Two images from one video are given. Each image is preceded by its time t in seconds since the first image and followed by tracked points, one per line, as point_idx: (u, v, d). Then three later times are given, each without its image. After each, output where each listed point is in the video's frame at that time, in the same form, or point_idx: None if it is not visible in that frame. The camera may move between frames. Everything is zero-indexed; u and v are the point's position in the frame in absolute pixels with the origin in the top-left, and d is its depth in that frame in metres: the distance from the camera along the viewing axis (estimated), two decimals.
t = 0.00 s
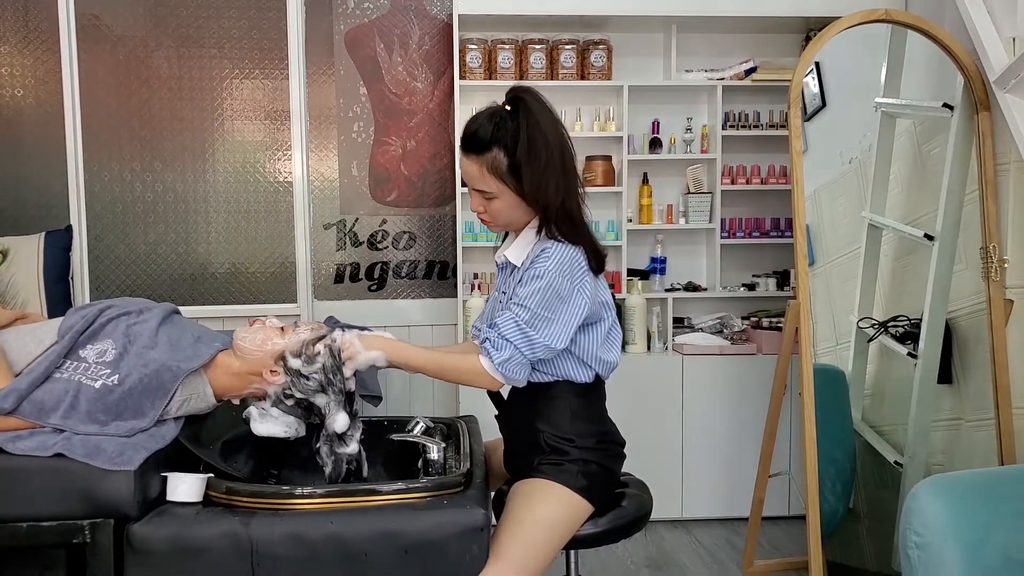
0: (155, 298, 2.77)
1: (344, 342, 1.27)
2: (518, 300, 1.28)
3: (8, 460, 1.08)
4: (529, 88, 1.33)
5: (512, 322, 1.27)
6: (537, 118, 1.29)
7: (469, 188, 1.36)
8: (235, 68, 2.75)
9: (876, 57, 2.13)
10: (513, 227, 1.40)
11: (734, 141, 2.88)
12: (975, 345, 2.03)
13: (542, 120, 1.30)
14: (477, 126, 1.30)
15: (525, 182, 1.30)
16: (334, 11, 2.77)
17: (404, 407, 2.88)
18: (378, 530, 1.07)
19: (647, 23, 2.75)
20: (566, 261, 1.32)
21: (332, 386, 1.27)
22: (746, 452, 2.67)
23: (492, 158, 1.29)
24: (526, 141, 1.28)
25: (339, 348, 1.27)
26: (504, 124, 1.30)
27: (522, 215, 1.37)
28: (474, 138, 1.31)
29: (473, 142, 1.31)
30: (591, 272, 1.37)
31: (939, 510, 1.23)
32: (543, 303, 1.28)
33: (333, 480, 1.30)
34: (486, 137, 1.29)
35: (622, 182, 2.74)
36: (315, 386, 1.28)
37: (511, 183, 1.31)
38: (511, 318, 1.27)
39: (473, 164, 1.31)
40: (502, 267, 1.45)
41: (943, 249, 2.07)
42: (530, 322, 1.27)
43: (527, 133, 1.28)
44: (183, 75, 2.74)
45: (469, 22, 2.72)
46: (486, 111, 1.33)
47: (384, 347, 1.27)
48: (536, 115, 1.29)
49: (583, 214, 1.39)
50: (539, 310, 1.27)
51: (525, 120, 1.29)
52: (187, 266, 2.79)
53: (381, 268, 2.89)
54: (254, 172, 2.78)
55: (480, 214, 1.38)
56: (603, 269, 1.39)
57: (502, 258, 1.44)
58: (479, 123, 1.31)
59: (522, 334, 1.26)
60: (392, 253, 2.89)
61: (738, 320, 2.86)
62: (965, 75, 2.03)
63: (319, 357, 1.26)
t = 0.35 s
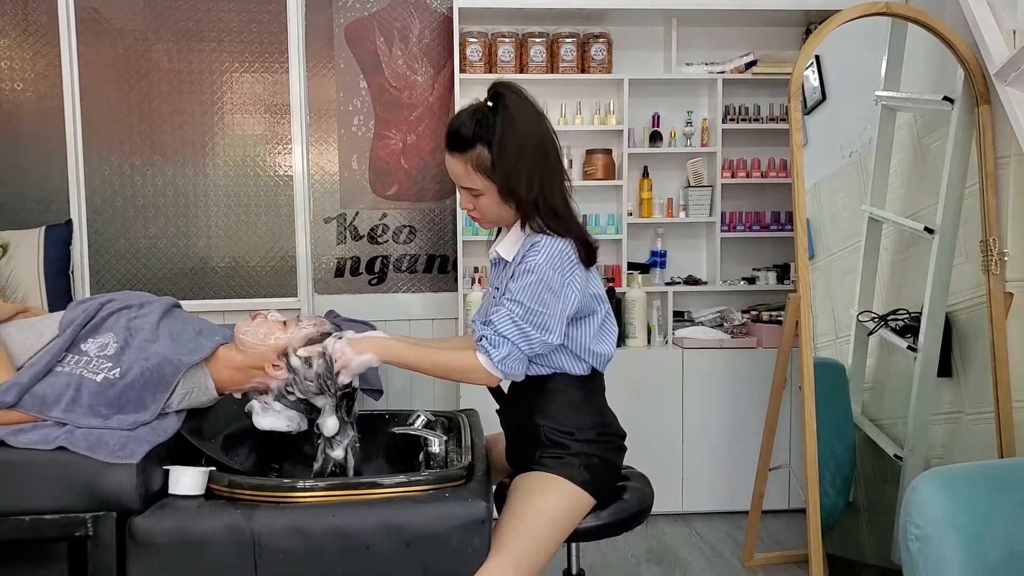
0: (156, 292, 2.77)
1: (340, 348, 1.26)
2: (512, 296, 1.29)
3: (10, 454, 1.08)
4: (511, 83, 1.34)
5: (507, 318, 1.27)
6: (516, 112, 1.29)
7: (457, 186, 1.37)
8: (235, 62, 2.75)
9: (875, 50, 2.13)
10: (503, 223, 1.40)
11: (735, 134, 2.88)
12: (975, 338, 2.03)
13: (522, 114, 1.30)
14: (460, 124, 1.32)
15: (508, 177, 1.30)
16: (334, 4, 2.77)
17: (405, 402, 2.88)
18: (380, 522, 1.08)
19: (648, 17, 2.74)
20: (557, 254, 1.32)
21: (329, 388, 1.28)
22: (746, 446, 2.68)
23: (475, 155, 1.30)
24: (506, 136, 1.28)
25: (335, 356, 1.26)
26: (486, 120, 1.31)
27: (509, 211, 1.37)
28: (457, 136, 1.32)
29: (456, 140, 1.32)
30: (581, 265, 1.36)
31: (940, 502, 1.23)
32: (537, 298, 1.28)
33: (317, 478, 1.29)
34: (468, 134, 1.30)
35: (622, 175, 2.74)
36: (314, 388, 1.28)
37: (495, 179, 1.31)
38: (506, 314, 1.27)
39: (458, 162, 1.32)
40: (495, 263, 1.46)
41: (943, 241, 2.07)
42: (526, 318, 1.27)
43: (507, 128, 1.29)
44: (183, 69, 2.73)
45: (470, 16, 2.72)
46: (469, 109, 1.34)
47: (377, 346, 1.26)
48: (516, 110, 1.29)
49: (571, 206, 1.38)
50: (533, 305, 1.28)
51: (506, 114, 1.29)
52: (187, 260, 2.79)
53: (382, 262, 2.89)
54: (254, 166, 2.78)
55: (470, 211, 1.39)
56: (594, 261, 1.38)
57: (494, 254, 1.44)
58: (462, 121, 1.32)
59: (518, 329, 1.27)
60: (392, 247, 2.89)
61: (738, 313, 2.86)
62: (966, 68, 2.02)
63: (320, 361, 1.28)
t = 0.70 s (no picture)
0: (155, 289, 2.77)
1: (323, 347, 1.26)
2: (506, 291, 1.29)
3: (10, 450, 1.08)
4: (506, 80, 1.35)
5: (501, 313, 1.27)
6: (512, 108, 1.30)
7: (453, 182, 1.36)
8: (233, 58, 2.74)
9: (875, 45, 2.12)
10: (498, 220, 1.40)
11: (734, 130, 2.87)
12: (973, 333, 2.03)
13: (519, 111, 1.30)
14: (455, 119, 1.31)
15: (506, 173, 1.30)
16: None
17: (405, 398, 2.88)
18: (379, 518, 1.08)
19: (647, 12, 2.74)
20: (553, 249, 1.32)
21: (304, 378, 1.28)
22: (744, 441, 2.68)
23: (472, 150, 1.30)
24: (503, 132, 1.29)
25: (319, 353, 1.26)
26: (482, 116, 1.30)
27: (506, 207, 1.37)
28: (452, 131, 1.32)
29: (452, 135, 1.31)
30: (578, 260, 1.37)
31: (938, 497, 1.24)
32: (531, 293, 1.28)
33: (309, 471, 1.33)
34: (464, 129, 1.30)
35: (621, 171, 2.74)
36: (294, 379, 1.29)
37: (492, 175, 1.31)
38: (500, 309, 1.27)
39: (453, 157, 1.32)
40: (489, 260, 1.46)
41: (942, 237, 2.07)
42: (520, 313, 1.28)
43: (503, 124, 1.29)
44: (181, 65, 2.72)
45: (469, 12, 2.71)
46: (464, 105, 1.34)
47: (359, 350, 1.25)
48: (512, 106, 1.30)
49: (566, 203, 1.39)
50: (527, 300, 1.28)
51: (503, 110, 1.30)
52: (187, 257, 2.78)
53: (381, 258, 2.89)
54: (253, 162, 2.77)
55: (465, 208, 1.39)
56: (590, 258, 1.39)
57: (490, 252, 1.44)
58: (457, 117, 1.32)
59: (512, 325, 1.27)
60: (392, 243, 2.89)
61: (737, 309, 2.86)
62: (965, 63, 2.03)
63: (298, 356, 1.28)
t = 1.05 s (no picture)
0: (153, 288, 2.77)
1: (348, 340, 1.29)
2: (517, 290, 1.29)
3: (9, 449, 1.08)
4: (521, 76, 1.34)
5: (511, 313, 1.28)
6: (528, 105, 1.30)
7: (466, 178, 1.36)
8: (231, 56, 2.74)
9: (873, 43, 2.12)
10: (510, 216, 1.40)
11: (732, 128, 2.88)
12: (971, 332, 2.03)
13: (534, 108, 1.30)
14: (470, 115, 1.30)
15: (519, 171, 1.30)
16: None
17: (404, 396, 2.88)
18: (379, 517, 1.08)
19: (645, 11, 2.74)
20: (565, 248, 1.32)
21: (330, 373, 1.28)
22: (743, 439, 2.68)
23: (486, 146, 1.29)
24: (518, 129, 1.28)
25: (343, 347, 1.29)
26: (497, 112, 1.30)
27: (518, 204, 1.37)
28: (467, 127, 1.31)
29: (466, 131, 1.31)
30: (589, 259, 1.37)
31: (938, 495, 1.24)
32: (541, 293, 1.28)
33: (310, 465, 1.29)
34: (478, 126, 1.29)
35: (620, 170, 2.74)
36: (314, 373, 1.28)
37: (506, 171, 1.31)
38: (510, 309, 1.28)
39: (467, 153, 1.31)
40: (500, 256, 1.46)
41: (940, 235, 2.08)
42: (529, 313, 1.28)
43: (518, 121, 1.29)
44: (179, 63, 2.72)
45: (467, 10, 2.71)
46: (478, 100, 1.33)
47: (382, 343, 1.30)
48: (528, 103, 1.30)
49: (578, 201, 1.40)
50: (538, 300, 1.28)
51: (518, 107, 1.29)
52: (185, 256, 2.78)
53: (379, 257, 2.89)
54: (252, 161, 2.77)
55: (477, 204, 1.39)
56: (600, 257, 1.40)
57: (501, 249, 1.44)
58: (472, 112, 1.31)
59: (521, 324, 1.27)
60: (390, 241, 2.89)
61: (736, 307, 2.87)
62: (962, 61, 2.02)
63: (320, 352, 1.27)
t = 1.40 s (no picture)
0: (151, 285, 2.76)
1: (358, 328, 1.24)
2: (536, 280, 1.27)
3: (9, 445, 1.07)
4: (546, 69, 1.34)
5: (531, 303, 1.25)
6: (553, 97, 1.30)
7: (489, 169, 1.35)
8: (229, 53, 2.73)
9: (874, 39, 2.12)
10: (532, 209, 1.39)
11: (731, 125, 2.87)
12: (970, 328, 2.02)
13: (558, 99, 1.30)
14: (494, 107, 1.31)
15: (542, 162, 1.30)
16: None
17: (403, 393, 2.88)
18: (378, 513, 1.08)
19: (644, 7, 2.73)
20: (584, 240, 1.31)
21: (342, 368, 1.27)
22: (742, 435, 2.69)
23: (509, 137, 1.29)
24: (542, 120, 1.28)
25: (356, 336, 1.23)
26: (521, 104, 1.30)
27: (540, 197, 1.36)
28: (491, 119, 1.31)
29: (491, 123, 1.31)
30: (608, 254, 1.36)
31: (937, 490, 1.23)
32: (561, 284, 1.27)
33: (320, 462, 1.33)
34: (502, 117, 1.29)
35: (619, 166, 2.74)
36: (320, 372, 1.26)
37: (529, 162, 1.31)
38: (529, 299, 1.26)
39: (491, 145, 1.31)
40: (519, 247, 1.45)
41: (940, 231, 2.07)
42: (549, 303, 1.26)
43: (543, 112, 1.29)
44: (177, 60, 2.71)
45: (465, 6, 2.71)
46: (502, 93, 1.33)
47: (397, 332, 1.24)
48: (552, 95, 1.30)
49: (602, 195, 1.39)
50: (557, 290, 1.27)
51: (542, 99, 1.30)
52: (184, 253, 2.78)
53: (378, 254, 2.88)
54: (250, 157, 2.76)
55: (500, 196, 1.37)
56: (620, 252, 1.39)
57: (520, 239, 1.43)
58: (496, 105, 1.31)
59: (541, 314, 1.25)
60: (389, 238, 2.88)
61: (735, 303, 2.87)
62: (962, 58, 2.02)
63: (324, 349, 1.26)
